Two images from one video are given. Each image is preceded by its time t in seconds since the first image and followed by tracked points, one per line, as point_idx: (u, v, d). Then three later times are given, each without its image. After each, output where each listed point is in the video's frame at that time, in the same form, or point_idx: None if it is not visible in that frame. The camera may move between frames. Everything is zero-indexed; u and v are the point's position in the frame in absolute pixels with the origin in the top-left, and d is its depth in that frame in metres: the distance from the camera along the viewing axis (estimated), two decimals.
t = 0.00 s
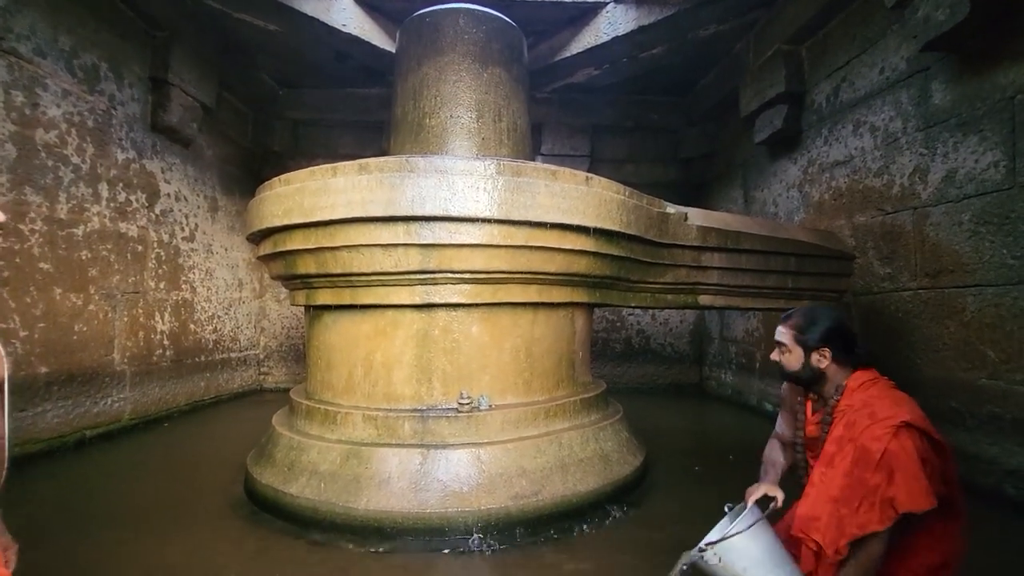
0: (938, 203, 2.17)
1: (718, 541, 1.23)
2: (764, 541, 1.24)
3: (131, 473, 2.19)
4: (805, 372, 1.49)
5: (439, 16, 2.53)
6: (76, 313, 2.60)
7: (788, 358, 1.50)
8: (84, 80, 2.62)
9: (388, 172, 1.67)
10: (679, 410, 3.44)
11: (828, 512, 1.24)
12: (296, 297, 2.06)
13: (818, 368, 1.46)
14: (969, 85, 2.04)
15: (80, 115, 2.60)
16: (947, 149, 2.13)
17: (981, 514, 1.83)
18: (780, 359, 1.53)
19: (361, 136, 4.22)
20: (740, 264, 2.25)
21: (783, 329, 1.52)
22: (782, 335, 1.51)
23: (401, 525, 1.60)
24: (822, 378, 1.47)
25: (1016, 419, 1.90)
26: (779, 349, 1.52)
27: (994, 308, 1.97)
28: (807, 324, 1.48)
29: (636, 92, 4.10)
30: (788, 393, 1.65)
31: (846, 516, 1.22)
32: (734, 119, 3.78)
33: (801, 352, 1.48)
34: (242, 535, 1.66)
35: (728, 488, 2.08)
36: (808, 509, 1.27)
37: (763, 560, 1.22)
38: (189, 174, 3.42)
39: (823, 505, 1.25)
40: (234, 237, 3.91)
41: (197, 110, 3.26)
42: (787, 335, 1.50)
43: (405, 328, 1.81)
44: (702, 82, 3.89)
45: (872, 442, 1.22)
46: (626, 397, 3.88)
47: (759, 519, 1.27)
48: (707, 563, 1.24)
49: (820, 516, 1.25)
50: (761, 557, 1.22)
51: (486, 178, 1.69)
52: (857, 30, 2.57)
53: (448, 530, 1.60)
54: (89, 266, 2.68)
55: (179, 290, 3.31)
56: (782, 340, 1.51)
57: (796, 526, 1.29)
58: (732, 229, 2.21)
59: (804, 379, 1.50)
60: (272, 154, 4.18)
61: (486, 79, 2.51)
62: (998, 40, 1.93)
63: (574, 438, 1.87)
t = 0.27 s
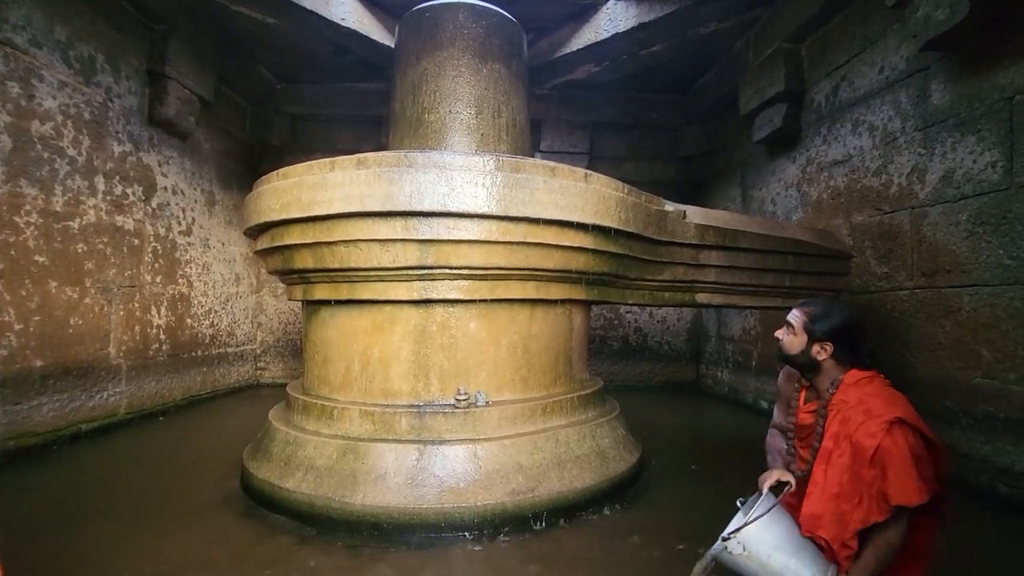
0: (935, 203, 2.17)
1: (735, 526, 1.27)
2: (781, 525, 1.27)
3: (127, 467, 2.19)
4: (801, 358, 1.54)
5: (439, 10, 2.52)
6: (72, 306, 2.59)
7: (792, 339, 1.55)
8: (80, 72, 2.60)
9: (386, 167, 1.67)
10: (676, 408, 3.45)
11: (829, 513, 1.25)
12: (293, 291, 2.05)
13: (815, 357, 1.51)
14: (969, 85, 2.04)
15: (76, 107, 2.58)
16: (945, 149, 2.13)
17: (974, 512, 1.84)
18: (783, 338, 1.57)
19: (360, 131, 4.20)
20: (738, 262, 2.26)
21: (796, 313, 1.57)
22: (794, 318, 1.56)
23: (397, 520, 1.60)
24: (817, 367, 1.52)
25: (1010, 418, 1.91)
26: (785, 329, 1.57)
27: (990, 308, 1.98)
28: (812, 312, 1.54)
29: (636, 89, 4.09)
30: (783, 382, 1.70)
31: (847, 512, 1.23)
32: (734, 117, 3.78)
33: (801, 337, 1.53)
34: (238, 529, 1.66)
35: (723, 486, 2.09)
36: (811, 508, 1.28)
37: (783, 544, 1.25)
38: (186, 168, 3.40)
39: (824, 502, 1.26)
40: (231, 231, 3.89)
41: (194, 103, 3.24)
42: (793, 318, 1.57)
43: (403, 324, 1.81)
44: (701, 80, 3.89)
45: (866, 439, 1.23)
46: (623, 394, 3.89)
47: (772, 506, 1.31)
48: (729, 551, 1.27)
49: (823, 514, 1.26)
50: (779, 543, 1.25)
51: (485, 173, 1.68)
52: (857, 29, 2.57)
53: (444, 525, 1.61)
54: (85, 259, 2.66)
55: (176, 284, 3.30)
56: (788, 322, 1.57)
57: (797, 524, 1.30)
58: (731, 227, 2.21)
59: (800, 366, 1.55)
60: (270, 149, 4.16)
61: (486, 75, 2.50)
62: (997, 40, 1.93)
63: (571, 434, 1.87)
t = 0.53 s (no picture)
0: (932, 202, 2.18)
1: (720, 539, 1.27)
2: (765, 524, 1.27)
3: (123, 464, 2.19)
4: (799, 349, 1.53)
5: (437, 7, 2.51)
6: (67, 303, 2.57)
7: (791, 329, 1.54)
8: (75, 67, 2.58)
9: (384, 164, 1.66)
10: (673, 405, 3.46)
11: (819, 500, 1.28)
12: (290, 288, 2.05)
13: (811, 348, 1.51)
14: (966, 84, 2.04)
15: (71, 103, 2.57)
16: (942, 148, 2.14)
17: (968, 509, 1.86)
18: (782, 327, 1.56)
19: (357, 127, 4.19)
20: (735, 260, 2.26)
21: (797, 306, 1.57)
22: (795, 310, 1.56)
23: (395, 517, 1.60)
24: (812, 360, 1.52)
25: (1003, 416, 1.92)
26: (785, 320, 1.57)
27: (985, 306, 1.99)
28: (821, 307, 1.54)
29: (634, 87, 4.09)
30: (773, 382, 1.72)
31: (835, 499, 1.25)
32: (732, 115, 3.78)
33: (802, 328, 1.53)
34: (234, 525, 1.66)
35: (719, 483, 2.10)
36: (802, 498, 1.31)
37: (768, 540, 1.23)
38: (182, 163, 3.38)
39: (815, 492, 1.29)
40: (228, 228, 3.88)
41: (191, 99, 3.22)
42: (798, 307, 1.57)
43: (400, 321, 1.81)
44: (700, 78, 3.88)
45: (848, 427, 1.25)
46: (620, 391, 3.90)
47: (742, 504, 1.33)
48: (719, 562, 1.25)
49: (814, 503, 1.29)
50: (765, 539, 1.24)
51: (482, 171, 1.68)
52: (855, 27, 2.57)
53: (442, 522, 1.61)
54: (80, 255, 2.65)
55: (172, 280, 3.29)
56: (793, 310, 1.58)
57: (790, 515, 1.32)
58: (728, 225, 2.22)
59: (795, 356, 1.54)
60: (267, 145, 4.14)
61: (484, 72, 2.49)
62: (995, 40, 1.94)
63: (568, 432, 1.88)
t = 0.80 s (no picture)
0: (929, 201, 2.19)
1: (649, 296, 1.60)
2: (679, 315, 1.56)
3: (119, 460, 2.18)
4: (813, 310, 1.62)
5: (436, 3, 2.50)
6: (63, 299, 2.56)
7: (812, 290, 1.64)
8: (71, 61, 2.57)
9: (382, 160, 1.66)
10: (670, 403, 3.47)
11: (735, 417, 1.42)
12: (287, 285, 2.04)
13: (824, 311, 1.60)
14: (963, 84, 2.05)
15: (66, 97, 2.55)
16: (939, 148, 2.15)
17: (961, 507, 1.87)
18: (801, 288, 1.67)
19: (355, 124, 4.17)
20: (733, 258, 2.26)
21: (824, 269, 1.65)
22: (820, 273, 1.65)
23: (392, 514, 1.60)
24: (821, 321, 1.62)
25: (997, 415, 1.94)
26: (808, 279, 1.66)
27: (980, 305, 2.00)
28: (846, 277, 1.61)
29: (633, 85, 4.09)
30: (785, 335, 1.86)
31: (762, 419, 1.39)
32: (730, 114, 3.78)
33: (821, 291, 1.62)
34: (231, 522, 1.66)
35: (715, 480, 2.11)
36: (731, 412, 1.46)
37: (670, 314, 1.53)
38: (178, 159, 3.37)
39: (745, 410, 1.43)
40: (225, 224, 3.86)
41: (187, 94, 3.21)
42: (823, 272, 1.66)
43: (398, 318, 1.80)
44: (698, 76, 3.89)
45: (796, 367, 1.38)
46: (617, 389, 3.91)
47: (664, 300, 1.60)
48: (632, 315, 1.59)
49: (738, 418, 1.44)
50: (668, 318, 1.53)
51: (481, 168, 1.68)
52: (853, 27, 2.58)
53: (439, 519, 1.61)
54: (76, 251, 2.63)
55: (169, 277, 3.27)
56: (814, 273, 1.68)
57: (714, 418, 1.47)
58: (725, 223, 2.22)
59: (808, 317, 1.64)
60: (264, 141, 4.13)
61: (483, 69, 2.49)
62: (992, 40, 1.95)
63: (566, 429, 1.88)
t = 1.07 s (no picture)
0: (926, 200, 2.19)
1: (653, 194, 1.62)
2: (680, 223, 1.61)
3: (115, 458, 2.17)
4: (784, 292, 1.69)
5: None
6: (58, 296, 2.55)
7: (786, 276, 1.69)
8: (66, 57, 2.55)
9: (380, 157, 1.65)
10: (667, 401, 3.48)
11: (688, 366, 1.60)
12: (285, 283, 2.04)
13: (795, 296, 1.67)
14: (961, 83, 2.05)
15: (62, 93, 2.53)
16: (936, 147, 2.15)
17: (957, 505, 1.88)
18: (778, 274, 1.72)
19: (353, 121, 4.16)
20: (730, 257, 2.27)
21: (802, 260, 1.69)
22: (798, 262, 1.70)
23: (389, 511, 1.60)
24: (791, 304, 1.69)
25: (992, 414, 1.95)
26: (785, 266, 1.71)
27: (977, 305, 2.01)
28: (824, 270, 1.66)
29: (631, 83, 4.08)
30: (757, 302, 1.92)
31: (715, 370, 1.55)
32: (728, 112, 3.78)
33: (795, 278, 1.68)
34: (228, 520, 1.65)
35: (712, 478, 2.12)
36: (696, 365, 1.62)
37: (668, 226, 1.59)
38: (175, 156, 3.35)
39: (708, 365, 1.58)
40: (222, 221, 3.85)
41: (184, 91, 3.19)
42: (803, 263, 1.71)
43: (396, 316, 1.80)
44: (696, 75, 3.89)
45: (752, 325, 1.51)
46: (614, 387, 3.91)
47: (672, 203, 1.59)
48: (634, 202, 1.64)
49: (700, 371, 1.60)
50: (667, 230, 1.60)
51: (479, 165, 1.67)
52: (851, 26, 2.58)
53: (436, 517, 1.61)
54: (72, 248, 2.62)
55: (165, 274, 3.26)
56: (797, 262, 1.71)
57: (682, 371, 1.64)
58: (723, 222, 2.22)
59: (777, 299, 1.71)
60: (261, 138, 4.11)
61: (481, 66, 2.48)
62: (990, 40, 1.95)
63: (563, 427, 1.88)
